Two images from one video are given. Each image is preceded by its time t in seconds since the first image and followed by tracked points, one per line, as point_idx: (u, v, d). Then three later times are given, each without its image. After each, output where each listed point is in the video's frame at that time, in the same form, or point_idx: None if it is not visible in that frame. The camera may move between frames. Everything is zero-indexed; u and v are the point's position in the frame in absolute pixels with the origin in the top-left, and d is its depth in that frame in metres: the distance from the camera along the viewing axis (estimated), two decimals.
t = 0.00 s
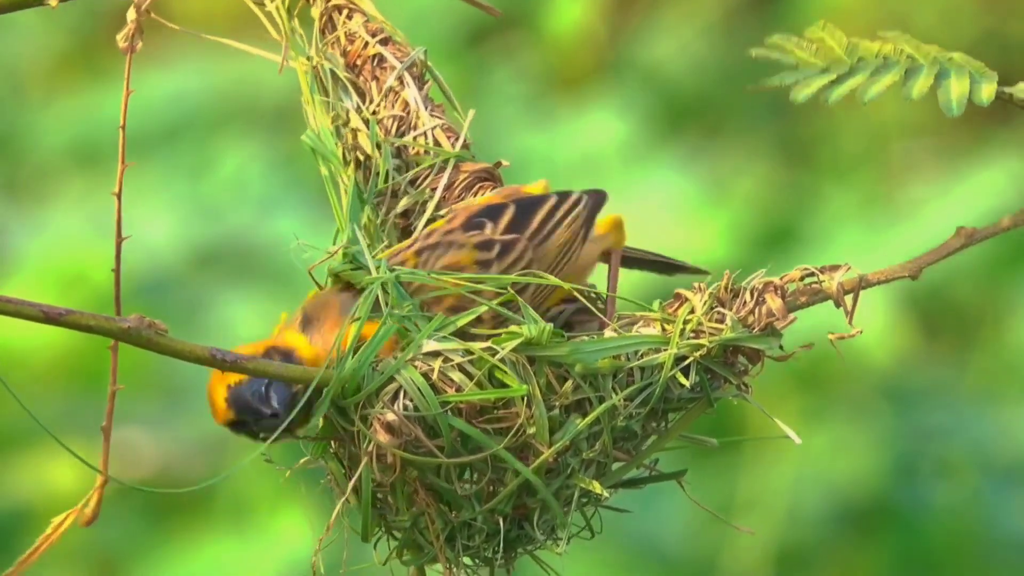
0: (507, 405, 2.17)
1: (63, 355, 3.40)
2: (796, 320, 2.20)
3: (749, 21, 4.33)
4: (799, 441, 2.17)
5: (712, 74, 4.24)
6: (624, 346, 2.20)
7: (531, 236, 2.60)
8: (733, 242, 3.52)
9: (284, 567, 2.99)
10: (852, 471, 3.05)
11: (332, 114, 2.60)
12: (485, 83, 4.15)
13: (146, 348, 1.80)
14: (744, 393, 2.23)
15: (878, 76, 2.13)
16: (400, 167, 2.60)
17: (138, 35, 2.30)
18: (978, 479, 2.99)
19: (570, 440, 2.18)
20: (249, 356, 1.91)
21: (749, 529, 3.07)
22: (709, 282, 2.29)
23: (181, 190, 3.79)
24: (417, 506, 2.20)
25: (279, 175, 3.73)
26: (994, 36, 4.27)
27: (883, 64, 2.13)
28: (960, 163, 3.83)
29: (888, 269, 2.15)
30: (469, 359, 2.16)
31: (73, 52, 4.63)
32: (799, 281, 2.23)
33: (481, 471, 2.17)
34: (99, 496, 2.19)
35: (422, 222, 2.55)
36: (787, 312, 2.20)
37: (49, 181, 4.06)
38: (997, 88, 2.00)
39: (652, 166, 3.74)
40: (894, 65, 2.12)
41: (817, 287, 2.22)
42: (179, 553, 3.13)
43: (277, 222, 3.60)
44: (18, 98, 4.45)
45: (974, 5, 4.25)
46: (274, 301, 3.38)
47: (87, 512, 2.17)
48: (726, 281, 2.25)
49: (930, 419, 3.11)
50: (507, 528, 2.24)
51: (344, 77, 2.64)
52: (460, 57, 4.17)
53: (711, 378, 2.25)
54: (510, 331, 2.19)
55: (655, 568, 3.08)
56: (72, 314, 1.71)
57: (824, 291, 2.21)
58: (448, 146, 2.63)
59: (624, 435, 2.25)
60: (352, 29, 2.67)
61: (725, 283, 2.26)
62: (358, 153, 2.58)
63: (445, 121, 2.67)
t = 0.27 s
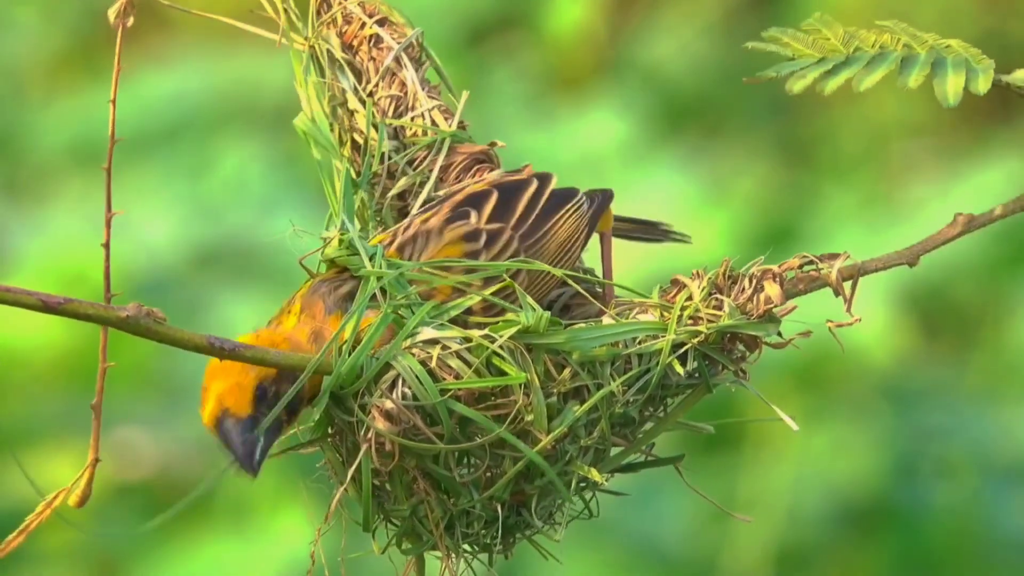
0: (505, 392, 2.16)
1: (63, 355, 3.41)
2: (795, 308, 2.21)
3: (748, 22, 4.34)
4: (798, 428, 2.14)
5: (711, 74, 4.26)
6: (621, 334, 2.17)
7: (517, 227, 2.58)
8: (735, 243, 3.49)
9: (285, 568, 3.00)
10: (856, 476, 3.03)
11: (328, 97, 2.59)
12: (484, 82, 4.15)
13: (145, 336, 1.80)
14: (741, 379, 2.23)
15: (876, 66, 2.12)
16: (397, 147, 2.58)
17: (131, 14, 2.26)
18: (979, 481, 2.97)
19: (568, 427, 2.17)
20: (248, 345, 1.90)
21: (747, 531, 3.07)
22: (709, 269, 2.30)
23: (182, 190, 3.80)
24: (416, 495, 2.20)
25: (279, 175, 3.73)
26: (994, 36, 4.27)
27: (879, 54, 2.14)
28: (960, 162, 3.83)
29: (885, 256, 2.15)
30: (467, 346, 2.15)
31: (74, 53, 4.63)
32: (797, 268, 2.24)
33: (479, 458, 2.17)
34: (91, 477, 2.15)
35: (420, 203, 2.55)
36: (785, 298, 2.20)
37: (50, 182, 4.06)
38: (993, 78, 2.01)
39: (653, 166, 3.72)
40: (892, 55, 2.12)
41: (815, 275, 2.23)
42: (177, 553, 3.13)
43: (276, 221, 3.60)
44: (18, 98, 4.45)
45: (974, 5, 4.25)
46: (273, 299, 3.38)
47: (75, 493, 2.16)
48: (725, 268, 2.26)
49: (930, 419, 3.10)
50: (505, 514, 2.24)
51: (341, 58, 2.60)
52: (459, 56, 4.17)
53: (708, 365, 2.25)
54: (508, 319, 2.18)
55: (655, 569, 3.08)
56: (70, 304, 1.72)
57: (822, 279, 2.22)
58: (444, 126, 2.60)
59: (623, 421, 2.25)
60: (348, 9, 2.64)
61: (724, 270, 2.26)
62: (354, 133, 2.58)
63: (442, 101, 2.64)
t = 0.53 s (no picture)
0: (509, 401, 2.17)
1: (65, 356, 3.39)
2: (798, 318, 2.22)
3: (747, 23, 4.34)
4: (799, 435, 2.12)
5: (711, 74, 4.25)
6: (626, 344, 2.18)
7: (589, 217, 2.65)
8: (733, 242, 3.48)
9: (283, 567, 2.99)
10: (856, 473, 3.03)
11: (328, 108, 2.60)
12: (485, 83, 4.15)
13: (146, 340, 1.80)
14: (745, 390, 2.24)
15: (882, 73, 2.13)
16: (397, 160, 2.59)
17: (138, 24, 2.31)
18: (978, 481, 2.96)
19: (571, 437, 2.17)
20: (248, 349, 1.89)
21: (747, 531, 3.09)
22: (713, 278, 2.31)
23: (182, 191, 3.80)
24: (418, 501, 2.20)
25: (279, 175, 3.73)
26: (994, 36, 4.26)
27: (886, 61, 2.13)
28: (960, 162, 3.82)
29: (891, 267, 2.18)
30: (472, 353, 2.16)
31: (74, 52, 4.63)
32: (802, 278, 2.23)
33: (482, 466, 2.17)
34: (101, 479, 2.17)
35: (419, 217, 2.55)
36: (789, 310, 2.22)
37: (50, 182, 4.06)
38: (1000, 87, 1.99)
39: (654, 168, 3.72)
40: (898, 62, 2.12)
41: (820, 285, 2.23)
42: (176, 552, 3.12)
43: (276, 222, 3.60)
44: (18, 98, 4.46)
45: (974, 5, 4.24)
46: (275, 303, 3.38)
47: (87, 495, 2.14)
48: (729, 278, 2.27)
49: (930, 419, 3.09)
50: (508, 524, 2.23)
51: (340, 69, 2.62)
52: (460, 56, 4.16)
53: (712, 375, 2.25)
54: (514, 328, 2.19)
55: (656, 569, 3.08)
56: (72, 308, 1.72)
57: (827, 289, 2.22)
58: (442, 136, 2.62)
59: (627, 432, 2.25)
60: (349, 20, 2.66)
61: (728, 279, 2.28)
62: (355, 145, 2.59)
63: (440, 111, 2.66)
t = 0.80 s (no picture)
0: (506, 418, 2.18)
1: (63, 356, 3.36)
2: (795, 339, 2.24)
3: (748, 21, 4.36)
4: (797, 460, 2.15)
5: (711, 74, 4.23)
6: (624, 362, 2.20)
7: (655, 189, 3.06)
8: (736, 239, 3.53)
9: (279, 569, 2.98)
10: (855, 472, 3.04)
11: (331, 119, 2.62)
12: (485, 83, 4.14)
13: (145, 349, 1.80)
14: (741, 412, 2.25)
15: (887, 94, 2.12)
16: (398, 174, 2.60)
17: (138, 32, 2.31)
18: (978, 481, 2.97)
19: (567, 454, 2.17)
20: (249, 359, 1.89)
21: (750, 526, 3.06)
22: (711, 298, 2.33)
23: (182, 190, 3.79)
24: (411, 515, 2.19)
25: (277, 176, 3.74)
26: (994, 36, 4.24)
27: (889, 83, 2.13)
28: (959, 164, 3.83)
29: (890, 291, 2.21)
30: (472, 368, 2.17)
31: (74, 52, 4.62)
32: (800, 301, 2.27)
33: (477, 482, 2.17)
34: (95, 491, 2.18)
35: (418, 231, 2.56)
36: (787, 331, 2.24)
37: (49, 182, 4.05)
38: (1004, 107, 2.02)
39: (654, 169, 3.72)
40: (902, 84, 2.12)
41: (818, 307, 2.27)
42: (174, 554, 3.09)
43: (276, 222, 3.60)
44: (18, 98, 4.45)
45: (974, 5, 4.24)
46: (279, 307, 3.38)
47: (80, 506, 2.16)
48: (727, 299, 2.29)
49: (931, 420, 3.10)
50: (501, 540, 2.23)
51: (346, 82, 2.67)
52: (459, 56, 4.16)
53: (707, 396, 2.26)
54: (514, 344, 2.21)
55: (659, 568, 3.06)
56: (70, 315, 1.72)
57: (825, 311, 2.26)
58: (443, 150, 2.65)
59: (622, 450, 2.25)
60: (354, 34, 2.73)
61: (726, 299, 2.30)
62: (357, 158, 2.59)
63: (441, 126, 2.70)
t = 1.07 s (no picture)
0: (507, 398, 2.18)
1: (62, 356, 3.36)
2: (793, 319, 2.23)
3: (747, 21, 4.33)
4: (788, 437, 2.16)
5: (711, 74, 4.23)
6: (625, 342, 2.19)
7: (710, 144, 3.11)
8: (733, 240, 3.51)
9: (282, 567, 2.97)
10: (853, 474, 3.03)
11: (326, 100, 2.61)
12: (485, 82, 4.14)
13: (146, 331, 1.80)
14: (740, 389, 2.25)
15: (884, 75, 2.11)
16: (392, 154, 2.63)
17: (134, 17, 2.36)
18: (978, 480, 3.04)
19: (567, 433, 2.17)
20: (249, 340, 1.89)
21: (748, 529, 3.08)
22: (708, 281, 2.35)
23: (182, 190, 3.79)
24: (411, 495, 2.19)
25: (279, 176, 3.74)
26: (994, 37, 4.25)
27: (888, 63, 2.12)
28: (960, 163, 3.84)
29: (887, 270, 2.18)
30: (472, 349, 2.17)
31: (75, 55, 4.62)
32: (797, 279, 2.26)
33: (476, 462, 2.17)
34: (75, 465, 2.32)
35: (412, 210, 2.58)
36: (784, 310, 2.23)
37: (50, 182, 4.06)
38: (1003, 89, 1.96)
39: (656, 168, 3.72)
40: (897, 64, 2.11)
41: (816, 286, 2.24)
42: (175, 555, 3.10)
43: (277, 221, 3.60)
44: (19, 98, 4.45)
45: (974, 5, 4.25)
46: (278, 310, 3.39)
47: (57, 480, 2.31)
48: (724, 278, 2.30)
49: (929, 418, 3.11)
50: (499, 519, 2.23)
51: (340, 64, 2.64)
52: (459, 57, 4.15)
53: (706, 374, 2.27)
54: (515, 323, 2.20)
55: (659, 567, 3.07)
56: (71, 296, 1.72)
57: (823, 290, 2.23)
58: (437, 130, 2.66)
59: (620, 430, 2.25)
60: (348, 15, 2.70)
61: (723, 280, 2.31)
62: (352, 138, 2.61)
63: (437, 106, 2.70)
